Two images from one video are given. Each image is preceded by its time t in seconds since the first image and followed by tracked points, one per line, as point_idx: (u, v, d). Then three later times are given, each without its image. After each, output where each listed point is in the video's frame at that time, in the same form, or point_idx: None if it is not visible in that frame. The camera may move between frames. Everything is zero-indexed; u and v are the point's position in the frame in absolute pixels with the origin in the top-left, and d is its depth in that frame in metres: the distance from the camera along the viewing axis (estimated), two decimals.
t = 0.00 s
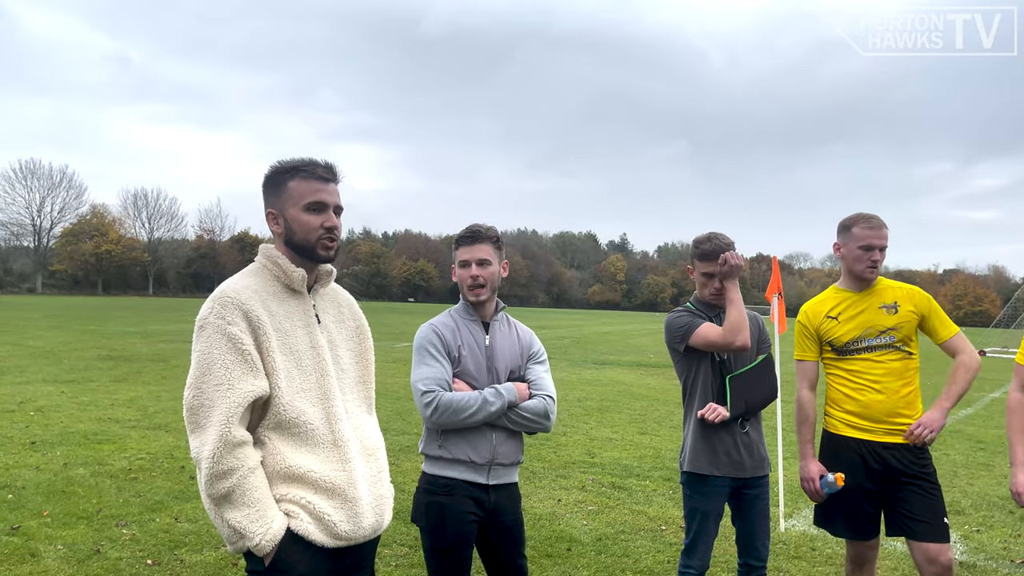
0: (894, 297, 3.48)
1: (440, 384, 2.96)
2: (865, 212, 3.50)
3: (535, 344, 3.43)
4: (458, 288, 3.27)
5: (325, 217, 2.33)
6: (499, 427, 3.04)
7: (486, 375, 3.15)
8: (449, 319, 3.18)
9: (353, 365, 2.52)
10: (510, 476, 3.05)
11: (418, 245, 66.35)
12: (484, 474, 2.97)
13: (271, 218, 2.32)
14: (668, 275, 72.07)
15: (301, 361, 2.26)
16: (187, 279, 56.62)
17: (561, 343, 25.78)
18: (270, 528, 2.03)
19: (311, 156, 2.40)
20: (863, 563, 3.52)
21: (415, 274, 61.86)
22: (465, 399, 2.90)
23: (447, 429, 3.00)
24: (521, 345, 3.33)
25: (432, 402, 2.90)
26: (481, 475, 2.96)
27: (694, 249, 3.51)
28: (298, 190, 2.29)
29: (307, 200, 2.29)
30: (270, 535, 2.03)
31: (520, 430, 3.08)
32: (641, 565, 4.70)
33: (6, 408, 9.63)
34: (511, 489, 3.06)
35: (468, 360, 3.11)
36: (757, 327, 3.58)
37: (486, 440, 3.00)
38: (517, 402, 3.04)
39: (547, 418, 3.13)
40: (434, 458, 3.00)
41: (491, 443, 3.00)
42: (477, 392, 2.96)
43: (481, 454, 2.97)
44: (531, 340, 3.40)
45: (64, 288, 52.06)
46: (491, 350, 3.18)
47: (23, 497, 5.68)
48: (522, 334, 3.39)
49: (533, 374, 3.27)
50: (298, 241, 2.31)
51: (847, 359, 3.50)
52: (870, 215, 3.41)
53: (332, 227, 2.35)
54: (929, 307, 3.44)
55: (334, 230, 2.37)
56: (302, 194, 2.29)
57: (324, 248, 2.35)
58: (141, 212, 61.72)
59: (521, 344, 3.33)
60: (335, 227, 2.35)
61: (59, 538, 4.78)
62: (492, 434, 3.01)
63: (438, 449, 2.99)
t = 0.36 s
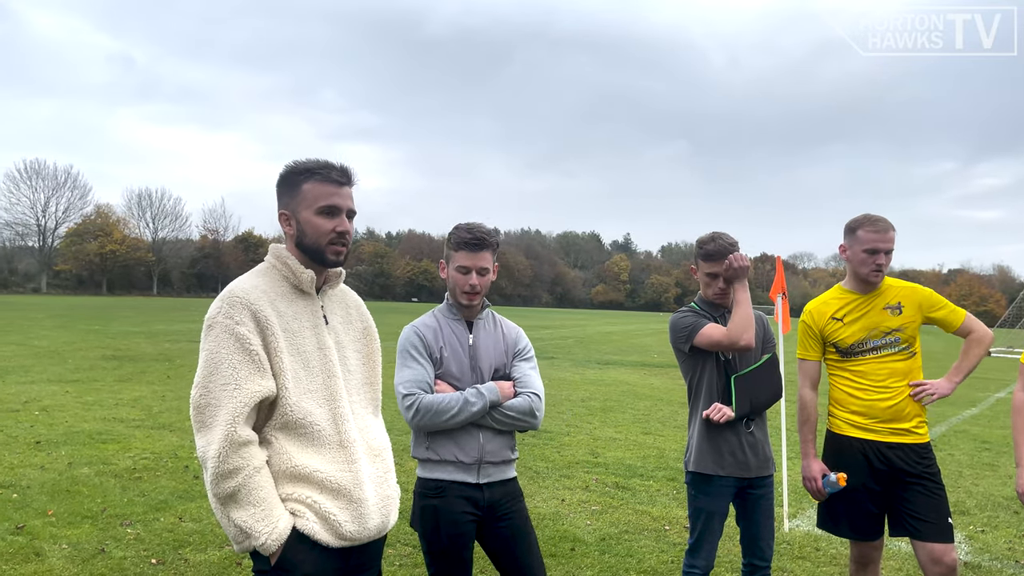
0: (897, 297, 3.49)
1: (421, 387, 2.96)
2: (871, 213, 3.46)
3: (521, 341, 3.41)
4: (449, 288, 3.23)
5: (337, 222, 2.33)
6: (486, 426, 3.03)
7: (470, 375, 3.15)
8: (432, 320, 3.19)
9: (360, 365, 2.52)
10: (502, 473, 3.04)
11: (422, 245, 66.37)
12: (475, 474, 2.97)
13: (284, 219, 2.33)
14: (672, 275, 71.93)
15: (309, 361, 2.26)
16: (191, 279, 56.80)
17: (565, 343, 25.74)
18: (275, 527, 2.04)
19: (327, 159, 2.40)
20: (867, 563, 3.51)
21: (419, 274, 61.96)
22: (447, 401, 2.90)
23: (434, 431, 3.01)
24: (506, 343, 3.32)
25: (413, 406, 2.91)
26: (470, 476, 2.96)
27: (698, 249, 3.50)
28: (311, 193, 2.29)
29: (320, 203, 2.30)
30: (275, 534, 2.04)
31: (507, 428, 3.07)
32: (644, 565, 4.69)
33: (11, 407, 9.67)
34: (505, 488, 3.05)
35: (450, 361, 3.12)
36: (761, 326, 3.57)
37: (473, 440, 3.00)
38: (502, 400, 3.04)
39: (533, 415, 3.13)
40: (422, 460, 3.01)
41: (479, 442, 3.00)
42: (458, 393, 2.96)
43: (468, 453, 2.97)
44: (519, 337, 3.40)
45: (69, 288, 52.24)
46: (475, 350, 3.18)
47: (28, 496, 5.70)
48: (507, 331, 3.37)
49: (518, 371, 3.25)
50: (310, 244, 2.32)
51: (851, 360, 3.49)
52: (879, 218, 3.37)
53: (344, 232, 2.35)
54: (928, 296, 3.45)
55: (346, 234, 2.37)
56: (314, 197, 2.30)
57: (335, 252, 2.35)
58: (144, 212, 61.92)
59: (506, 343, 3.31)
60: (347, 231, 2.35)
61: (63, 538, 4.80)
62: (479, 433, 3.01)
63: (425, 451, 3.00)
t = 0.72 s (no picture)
0: (902, 298, 3.47)
1: (435, 391, 2.93)
2: (880, 214, 3.42)
3: (521, 338, 3.45)
4: (454, 294, 3.18)
5: (348, 225, 2.34)
6: (496, 424, 3.04)
7: (477, 375, 3.16)
8: (436, 322, 3.15)
9: (362, 366, 2.53)
10: (510, 470, 3.06)
11: (426, 245, 66.39)
12: (486, 472, 2.97)
13: (293, 220, 2.33)
14: (676, 274, 71.81)
15: (313, 361, 2.27)
16: (195, 279, 56.99)
17: (569, 343, 25.71)
18: (281, 527, 2.04)
19: (339, 162, 2.41)
20: (871, 563, 3.49)
21: (422, 273, 62.03)
22: (462, 404, 2.88)
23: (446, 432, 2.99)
24: (509, 341, 3.36)
25: (428, 411, 2.88)
26: (483, 474, 2.96)
27: (704, 248, 3.49)
28: (323, 195, 2.30)
29: (332, 206, 2.30)
30: (281, 534, 2.04)
31: (516, 425, 3.09)
32: (648, 565, 4.69)
33: (16, 407, 9.70)
34: (513, 484, 3.06)
35: (459, 363, 3.11)
36: (765, 326, 3.56)
37: (485, 438, 3.00)
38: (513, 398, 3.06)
39: (540, 411, 3.15)
40: (435, 461, 2.99)
41: (490, 440, 3.00)
42: (471, 395, 2.95)
43: (482, 452, 2.97)
44: (518, 335, 3.42)
45: (74, 288, 52.44)
46: (480, 349, 3.18)
47: (33, 496, 5.72)
48: (508, 330, 3.39)
49: (522, 369, 3.29)
50: (320, 246, 2.32)
51: (856, 360, 3.47)
52: (888, 220, 3.33)
53: (354, 235, 2.36)
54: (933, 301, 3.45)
55: (357, 238, 2.37)
56: (326, 200, 2.30)
57: (345, 255, 2.36)
58: (148, 212, 62.11)
59: (508, 341, 3.34)
60: (358, 235, 2.36)
61: (68, 537, 4.82)
62: (490, 431, 3.01)
63: (437, 452, 2.99)
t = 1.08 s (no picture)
0: (907, 297, 3.46)
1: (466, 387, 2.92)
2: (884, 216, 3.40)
3: (533, 335, 3.52)
4: (475, 293, 3.17)
5: (352, 226, 2.35)
6: (520, 418, 3.08)
7: (500, 372, 3.17)
8: (459, 321, 3.13)
9: (363, 365, 2.53)
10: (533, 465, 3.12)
11: (429, 245, 66.44)
12: (512, 466, 3.00)
13: (296, 221, 2.33)
14: (680, 274, 71.71)
15: (315, 362, 2.27)
16: (200, 279, 57.17)
17: (572, 343, 25.69)
18: (286, 527, 2.04)
19: (342, 164, 2.41)
20: (876, 563, 3.48)
21: (425, 273, 62.09)
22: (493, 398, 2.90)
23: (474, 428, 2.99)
24: (525, 340, 3.40)
25: (460, 406, 2.87)
26: (510, 467, 2.98)
27: (707, 248, 3.48)
28: (326, 196, 2.30)
29: (336, 207, 2.31)
30: (286, 534, 2.04)
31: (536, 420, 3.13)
32: (651, 565, 4.68)
33: (21, 407, 9.74)
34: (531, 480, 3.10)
35: (485, 360, 3.11)
36: (769, 327, 3.55)
37: (509, 432, 3.02)
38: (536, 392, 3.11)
39: (558, 407, 3.21)
40: (462, 456, 2.98)
41: (515, 434, 3.03)
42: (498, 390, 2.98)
43: (508, 446, 2.99)
44: (531, 334, 3.46)
45: (78, 289, 52.65)
46: (502, 347, 3.21)
47: (37, 495, 5.74)
48: (523, 329, 3.43)
49: (540, 366, 3.36)
50: (323, 247, 2.32)
51: (861, 361, 3.46)
52: (892, 221, 3.32)
53: (357, 237, 2.37)
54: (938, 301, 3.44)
55: (359, 239, 2.38)
56: (330, 201, 2.30)
57: (346, 257, 2.37)
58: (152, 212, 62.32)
59: (525, 339, 3.39)
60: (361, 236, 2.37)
61: (73, 536, 4.83)
62: (514, 425, 3.05)
63: (465, 447, 2.97)
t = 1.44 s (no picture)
0: (912, 297, 3.45)
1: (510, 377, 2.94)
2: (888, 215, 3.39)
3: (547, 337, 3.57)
4: (502, 286, 3.18)
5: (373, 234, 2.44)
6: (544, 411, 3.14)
7: (528, 366, 3.21)
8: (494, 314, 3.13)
9: (361, 367, 2.53)
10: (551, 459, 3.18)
11: (432, 245, 66.44)
12: (533, 457, 3.05)
13: (324, 230, 2.33)
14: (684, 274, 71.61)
15: (320, 365, 2.27)
16: (204, 279, 57.36)
17: (576, 342, 25.64)
18: (293, 530, 2.05)
19: (359, 173, 2.44)
20: (881, 563, 3.46)
21: (428, 273, 62.14)
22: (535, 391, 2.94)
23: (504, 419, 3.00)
24: (544, 339, 3.46)
25: (506, 396, 2.87)
26: (531, 458, 3.02)
27: (711, 246, 3.48)
28: (355, 207, 2.37)
29: (363, 217, 2.39)
30: (293, 537, 2.05)
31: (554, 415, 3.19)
32: (655, 565, 4.67)
33: (26, 407, 9.78)
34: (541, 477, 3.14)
35: (517, 354, 3.15)
36: (773, 326, 3.54)
37: (535, 425, 3.07)
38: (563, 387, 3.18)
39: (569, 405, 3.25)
40: (488, 446, 2.98)
41: (539, 427, 3.09)
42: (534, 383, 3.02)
43: (533, 438, 3.05)
44: (547, 333, 3.51)
45: (83, 288, 52.86)
46: (530, 343, 3.27)
47: (42, 495, 5.76)
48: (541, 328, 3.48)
49: (556, 366, 3.44)
50: (350, 256, 2.38)
51: (865, 361, 3.45)
52: (896, 220, 3.31)
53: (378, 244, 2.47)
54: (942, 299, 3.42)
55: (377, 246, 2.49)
56: (359, 211, 2.37)
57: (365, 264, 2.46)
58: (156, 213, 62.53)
59: (544, 337, 3.46)
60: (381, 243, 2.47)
61: (77, 536, 4.85)
62: (539, 418, 3.10)
63: (494, 437, 2.98)
